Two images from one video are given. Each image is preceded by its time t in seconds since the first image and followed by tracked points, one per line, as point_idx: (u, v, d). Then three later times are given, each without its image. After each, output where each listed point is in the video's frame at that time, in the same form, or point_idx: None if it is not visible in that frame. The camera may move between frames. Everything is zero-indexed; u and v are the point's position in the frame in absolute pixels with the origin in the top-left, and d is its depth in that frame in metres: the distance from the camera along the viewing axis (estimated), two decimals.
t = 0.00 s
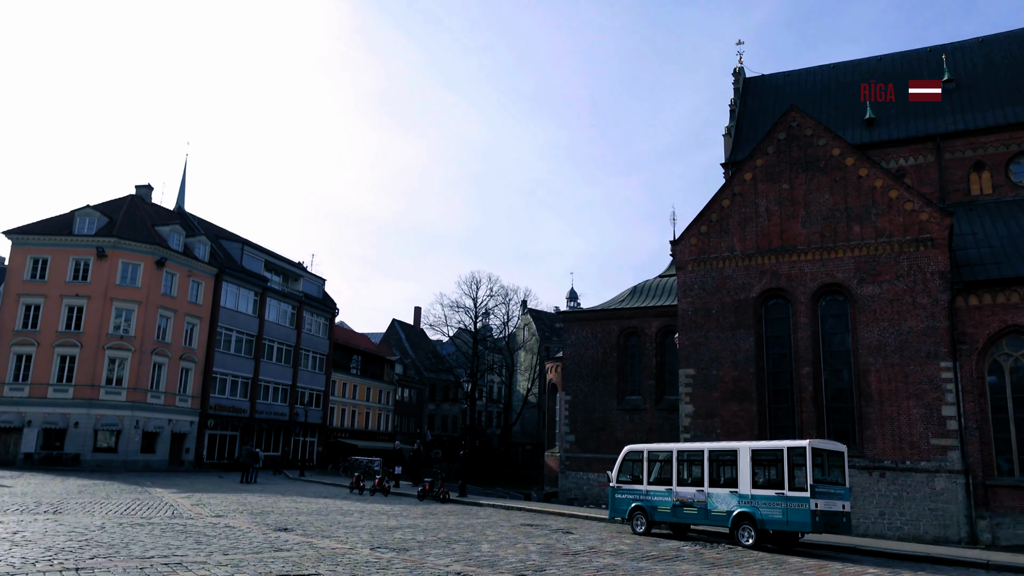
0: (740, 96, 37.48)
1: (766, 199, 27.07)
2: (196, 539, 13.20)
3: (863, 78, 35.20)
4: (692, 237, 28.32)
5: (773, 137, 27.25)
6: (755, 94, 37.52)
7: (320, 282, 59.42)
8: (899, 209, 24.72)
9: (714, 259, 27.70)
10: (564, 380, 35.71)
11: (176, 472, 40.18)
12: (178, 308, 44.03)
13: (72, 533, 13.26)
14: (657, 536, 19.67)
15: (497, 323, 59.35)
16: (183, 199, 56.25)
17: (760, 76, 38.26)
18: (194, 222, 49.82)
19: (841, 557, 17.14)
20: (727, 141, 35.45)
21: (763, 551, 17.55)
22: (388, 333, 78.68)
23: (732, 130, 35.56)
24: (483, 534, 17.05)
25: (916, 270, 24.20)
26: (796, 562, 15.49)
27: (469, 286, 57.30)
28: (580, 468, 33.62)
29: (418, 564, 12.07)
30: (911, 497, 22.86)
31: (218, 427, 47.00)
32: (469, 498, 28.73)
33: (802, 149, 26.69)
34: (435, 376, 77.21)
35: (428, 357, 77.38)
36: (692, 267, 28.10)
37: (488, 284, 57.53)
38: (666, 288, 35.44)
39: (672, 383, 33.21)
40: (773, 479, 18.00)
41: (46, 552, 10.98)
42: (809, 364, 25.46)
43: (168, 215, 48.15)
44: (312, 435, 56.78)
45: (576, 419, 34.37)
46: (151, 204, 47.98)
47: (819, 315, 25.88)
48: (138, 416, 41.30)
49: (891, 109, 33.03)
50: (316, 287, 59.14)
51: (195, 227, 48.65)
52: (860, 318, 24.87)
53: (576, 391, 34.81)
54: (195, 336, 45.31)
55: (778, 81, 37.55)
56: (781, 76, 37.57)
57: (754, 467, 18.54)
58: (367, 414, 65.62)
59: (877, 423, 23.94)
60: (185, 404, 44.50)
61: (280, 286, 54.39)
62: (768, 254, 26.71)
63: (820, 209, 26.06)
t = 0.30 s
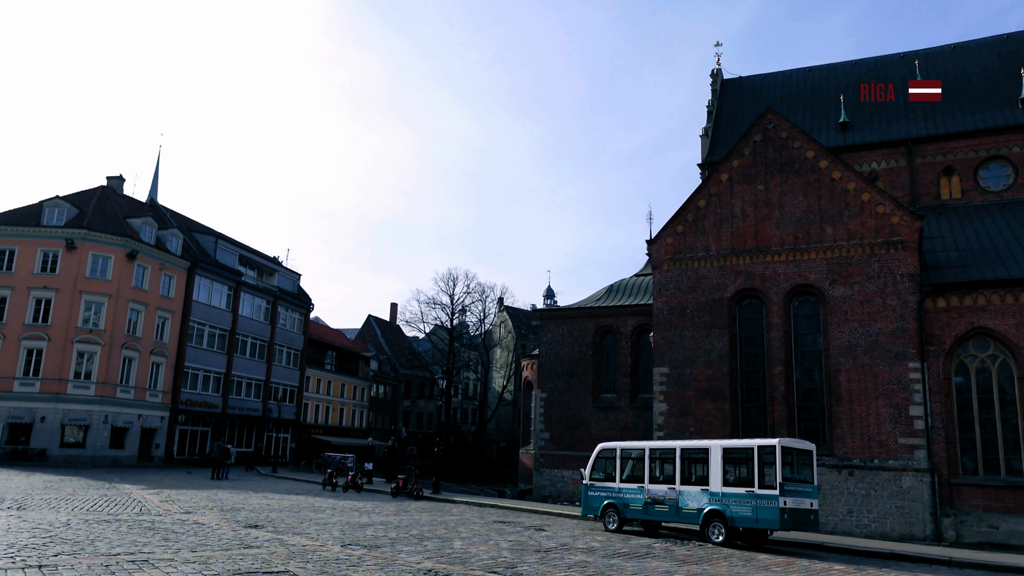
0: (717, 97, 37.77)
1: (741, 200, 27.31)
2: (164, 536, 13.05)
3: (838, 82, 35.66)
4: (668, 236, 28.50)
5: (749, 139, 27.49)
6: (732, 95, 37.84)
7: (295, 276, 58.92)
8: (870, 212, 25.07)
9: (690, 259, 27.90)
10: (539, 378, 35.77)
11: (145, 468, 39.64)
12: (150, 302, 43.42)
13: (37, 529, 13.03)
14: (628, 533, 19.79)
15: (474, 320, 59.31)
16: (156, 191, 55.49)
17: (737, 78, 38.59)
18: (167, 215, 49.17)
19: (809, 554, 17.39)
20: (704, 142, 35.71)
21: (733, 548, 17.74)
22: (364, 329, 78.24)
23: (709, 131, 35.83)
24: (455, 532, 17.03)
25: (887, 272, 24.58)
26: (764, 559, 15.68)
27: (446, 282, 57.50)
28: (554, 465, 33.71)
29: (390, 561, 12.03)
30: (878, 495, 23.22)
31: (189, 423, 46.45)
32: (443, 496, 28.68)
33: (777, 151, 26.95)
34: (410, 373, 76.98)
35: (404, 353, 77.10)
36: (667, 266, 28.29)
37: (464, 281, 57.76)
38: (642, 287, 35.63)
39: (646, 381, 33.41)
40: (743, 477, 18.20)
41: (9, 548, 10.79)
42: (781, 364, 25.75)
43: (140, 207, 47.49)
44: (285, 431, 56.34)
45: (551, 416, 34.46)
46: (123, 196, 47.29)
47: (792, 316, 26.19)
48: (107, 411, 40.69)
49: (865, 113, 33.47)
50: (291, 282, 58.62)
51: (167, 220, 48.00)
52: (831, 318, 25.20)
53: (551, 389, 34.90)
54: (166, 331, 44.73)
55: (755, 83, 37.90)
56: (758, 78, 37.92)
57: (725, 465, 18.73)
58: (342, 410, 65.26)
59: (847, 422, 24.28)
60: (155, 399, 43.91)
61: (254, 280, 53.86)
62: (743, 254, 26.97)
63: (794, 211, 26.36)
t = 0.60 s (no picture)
0: (691, 98, 38.10)
1: (713, 200, 27.58)
2: (127, 531, 12.88)
3: (810, 85, 36.15)
4: (640, 235, 28.69)
5: (722, 139, 27.75)
6: (706, 96, 38.17)
7: (265, 269, 58.28)
8: (838, 214, 25.47)
9: (662, 257, 28.12)
10: (510, 374, 35.83)
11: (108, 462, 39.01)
12: (115, 293, 42.70)
13: None
14: (596, 529, 19.93)
15: (446, 315, 59.21)
16: (124, 180, 54.54)
17: (711, 79, 38.94)
18: (134, 205, 48.36)
19: (772, 550, 17.68)
20: (677, 142, 35.98)
21: (698, 543, 17.97)
22: (335, 322, 77.68)
23: (682, 131, 36.10)
24: (423, 527, 17.01)
25: (853, 273, 25.01)
26: (729, 554, 15.90)
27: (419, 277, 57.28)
28: (524, 461, 33.81)
29: (356, 556, 12.00)
30: (842, 492, 23.65)
31: (155, 416, 45.81)
32: (412, 491, 28.63)
33: (748, 152, 27.25)
34: (381, 368, 76.60)
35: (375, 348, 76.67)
36: (639, 264, 28.48)
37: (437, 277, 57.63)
38: (615, 284, 35.82)
39: (617, 378, 33.62)
40: (709, 474, 18.42)
41: None
42: (749, 362, 26.10)
43: (107, 196, 46.65)
44: (253, 425, 55.78)
45: (522, 412, 34.56)
46: (89, 184, 46.43)
47: (761, 315, 26.54)
48: (70, 404, 39.96)
49: (835, 116, 33.95)
50: (261, 275, 57.97)
51: (134, 210, 47.22)
52: (798, 318, 25.58)
53: (522, 384, 34.99)
54: (132, 323, 44.02)
55: (729, 84, 38.28)
56: (732, 80, 38.31)
57: (692, 462, 18.95)
58: (311, 404, 64.77)
59: (812, 420, 24.67)
60: (120, 392, 43.22)
61: (223, 273, 53.18)
62: (714, 254, 27.25)
63: (764, 212, 26.69)
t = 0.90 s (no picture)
0: (663, 95, 38.35)
1: (682, 197, 27.78)
2: (85, 527, 12.63)
3: (778, 85, 36.61)
4: (610, 231, 28.83)
5: (691, 137, 27.95)
6: (677, 94, 38.43)
7: (232, 261, 57.46)
8: (805, 212, 25.84)
9: (631, 254, 28.27)
10: (479, 368, 35.81)
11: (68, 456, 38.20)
12: (77, 283, 41.81)
13: None
14: (563, 523, 20.03)
15: (416, 309, 58.96)
16: (86, 168, 53.34)
17: (683, 77, 39.22)
18: (97, 193, 47.34)
19: (735, 543, 17.94)
20: (648, 139, 36.17)
21: (663, 537, 18.16)
22: (303, 315, 76.94)
23: (653, 128, 36.30)
24: (389, 521, 16.95)
25: (818, 271, 25.40)
26: (693, 548, 16.10)
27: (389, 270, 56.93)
28: (492, 455, 33.84)
29: (321, 550, 11.91)
30: (805, 486, 24.04)
31: (117, 409, 44.95)
32: (379, 485, 28.50)
33: (717, 150, 27.49)
34: (350, 361, 76.06)
35: (343, 342, 76.08)
36: (609, 260, 28.60)
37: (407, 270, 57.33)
38: (584, 280, 35.95)
39: (585, 373, 33.78)
40: (675, 468, 18.60)
41: None
42: (716, 358, 26.39)
43: (68, 184, 45.59)
44: (218, 419, 55.02)
45: (490, 407, 34.58)
46: (50, 172, 45.33)
47: (728, 311, 26.84)
48: (29, 396, 39.06)
49: (803, 116, 34.40)
50: (228, 266, 57.16)
51: (97, 198, 46.21)
52: (765, 314, 25.91)
53: (491, 379, 34.99)
54: (94, 313, 43.14)
55: (700, 83, 38.60)
56: (702, 78, 38.63)
57: (658, 456, 19.12)
58: (278, 398, 64.08)
59: (776, 416, 25.04)
60: (81, 384, 42.36)
61: (188, 263, 52.33)
62: (682, 250, 27.48)
63: (732, 209, 26.97)
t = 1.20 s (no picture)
0: (633, 94, 38.58)
1: (651, 196, 27.97)
2: (42, 526, 12.35)
3: (747, 87, 37.05)
4: (580, 229, 28.93)
5: (661, 136, 28.14)
6: (647, 93, 38.69)
7: (197, 255, 56.53)
8: (771, 212, 26.20)
9: (601, 252, 28.42)
10: (448, 365, 35.73)
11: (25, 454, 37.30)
12: (35, 277, 40.84)
13: None
14: (530, 520, 20.09)
15: (385, 305, 58.61)
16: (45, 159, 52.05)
17: (653, 76, 39.49)
18: (57, 185, 46.22)
19: (700, 539, 18.15)
20: (618, 138, 36.35)
21: (629, 533, 18.32)
22: (270, 311, 76.06)
23: (623, 127, 36.49)
24: (356, 519, 16.86)
25: (784, 271, 25.78)
26: (658, 544, 16.25)
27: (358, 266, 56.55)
28: (461, 453, 33.79)
29: (286, 549, 11.80)
30: (769, 482, 24.39)
31: (77, 406, 44.01)
32: (347, 483, 28.32)
33: (686, 150, 27.71)
34: (317, 358, 75.34)
35: (311, 338, 75.36)
36: (578, 258, 28.72)
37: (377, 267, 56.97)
38: (554, 277, 36.04)
39: (554, 371, 33.89)
40: (642, 465, 18.77)
41: None
42: (684, 356, 26.65)
43: (27, 176, 44.45)
44: (182, 416, 54.17)
45: (459, 404, 34.52)
46: (8, 163, 44.15)
47: (695, 309, 27.13)
48: None
49: (771, 118, 34.84)
50: (193, 261, 56.23)
51: (57, 191, 45.11)
52: (731, 313, 26.23)
53: (460, 376, 34.94)
54: (53, 308, 42.19)
55: (669, 83, 38.90)
56: (672, 78, 38.94)
57: (625, 453, 19.26)
58: (243, 395, 63.28)
59: (742, 413, 25.35)
60: (39, 381, 41.40)
61: (152, 258, 51.38)
62: (651, 249, 27.68)
63: (700, 209, 27.24)
